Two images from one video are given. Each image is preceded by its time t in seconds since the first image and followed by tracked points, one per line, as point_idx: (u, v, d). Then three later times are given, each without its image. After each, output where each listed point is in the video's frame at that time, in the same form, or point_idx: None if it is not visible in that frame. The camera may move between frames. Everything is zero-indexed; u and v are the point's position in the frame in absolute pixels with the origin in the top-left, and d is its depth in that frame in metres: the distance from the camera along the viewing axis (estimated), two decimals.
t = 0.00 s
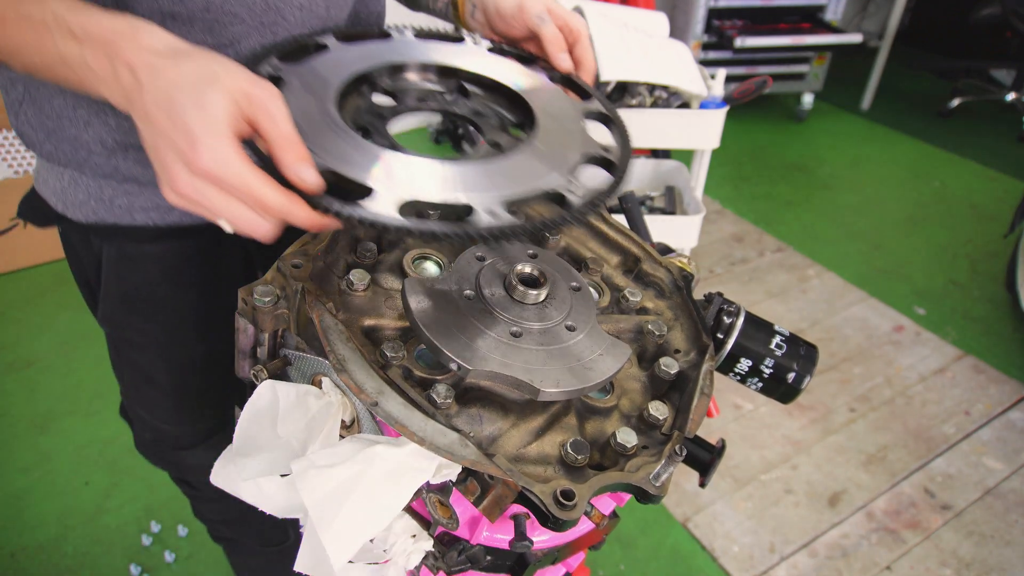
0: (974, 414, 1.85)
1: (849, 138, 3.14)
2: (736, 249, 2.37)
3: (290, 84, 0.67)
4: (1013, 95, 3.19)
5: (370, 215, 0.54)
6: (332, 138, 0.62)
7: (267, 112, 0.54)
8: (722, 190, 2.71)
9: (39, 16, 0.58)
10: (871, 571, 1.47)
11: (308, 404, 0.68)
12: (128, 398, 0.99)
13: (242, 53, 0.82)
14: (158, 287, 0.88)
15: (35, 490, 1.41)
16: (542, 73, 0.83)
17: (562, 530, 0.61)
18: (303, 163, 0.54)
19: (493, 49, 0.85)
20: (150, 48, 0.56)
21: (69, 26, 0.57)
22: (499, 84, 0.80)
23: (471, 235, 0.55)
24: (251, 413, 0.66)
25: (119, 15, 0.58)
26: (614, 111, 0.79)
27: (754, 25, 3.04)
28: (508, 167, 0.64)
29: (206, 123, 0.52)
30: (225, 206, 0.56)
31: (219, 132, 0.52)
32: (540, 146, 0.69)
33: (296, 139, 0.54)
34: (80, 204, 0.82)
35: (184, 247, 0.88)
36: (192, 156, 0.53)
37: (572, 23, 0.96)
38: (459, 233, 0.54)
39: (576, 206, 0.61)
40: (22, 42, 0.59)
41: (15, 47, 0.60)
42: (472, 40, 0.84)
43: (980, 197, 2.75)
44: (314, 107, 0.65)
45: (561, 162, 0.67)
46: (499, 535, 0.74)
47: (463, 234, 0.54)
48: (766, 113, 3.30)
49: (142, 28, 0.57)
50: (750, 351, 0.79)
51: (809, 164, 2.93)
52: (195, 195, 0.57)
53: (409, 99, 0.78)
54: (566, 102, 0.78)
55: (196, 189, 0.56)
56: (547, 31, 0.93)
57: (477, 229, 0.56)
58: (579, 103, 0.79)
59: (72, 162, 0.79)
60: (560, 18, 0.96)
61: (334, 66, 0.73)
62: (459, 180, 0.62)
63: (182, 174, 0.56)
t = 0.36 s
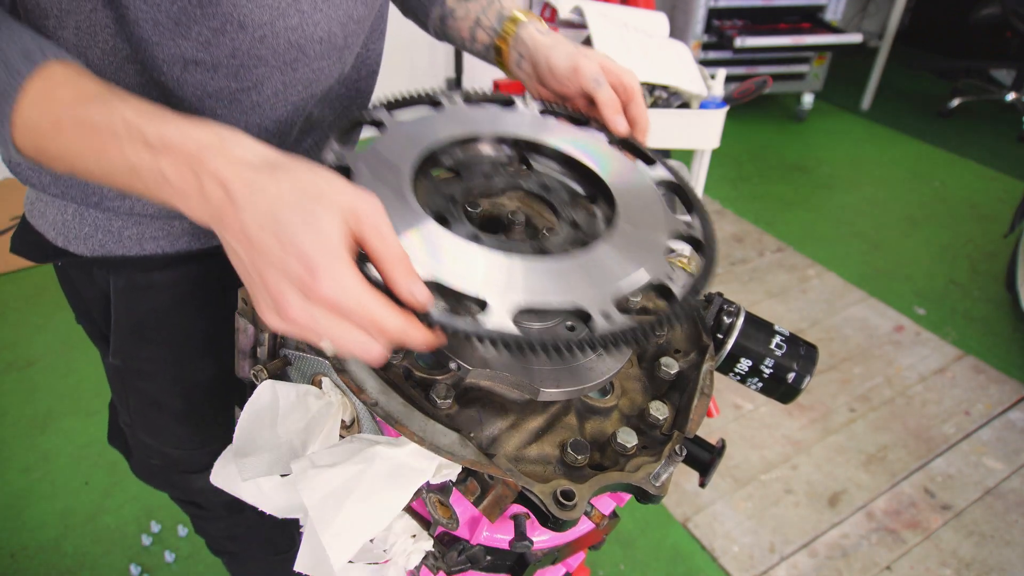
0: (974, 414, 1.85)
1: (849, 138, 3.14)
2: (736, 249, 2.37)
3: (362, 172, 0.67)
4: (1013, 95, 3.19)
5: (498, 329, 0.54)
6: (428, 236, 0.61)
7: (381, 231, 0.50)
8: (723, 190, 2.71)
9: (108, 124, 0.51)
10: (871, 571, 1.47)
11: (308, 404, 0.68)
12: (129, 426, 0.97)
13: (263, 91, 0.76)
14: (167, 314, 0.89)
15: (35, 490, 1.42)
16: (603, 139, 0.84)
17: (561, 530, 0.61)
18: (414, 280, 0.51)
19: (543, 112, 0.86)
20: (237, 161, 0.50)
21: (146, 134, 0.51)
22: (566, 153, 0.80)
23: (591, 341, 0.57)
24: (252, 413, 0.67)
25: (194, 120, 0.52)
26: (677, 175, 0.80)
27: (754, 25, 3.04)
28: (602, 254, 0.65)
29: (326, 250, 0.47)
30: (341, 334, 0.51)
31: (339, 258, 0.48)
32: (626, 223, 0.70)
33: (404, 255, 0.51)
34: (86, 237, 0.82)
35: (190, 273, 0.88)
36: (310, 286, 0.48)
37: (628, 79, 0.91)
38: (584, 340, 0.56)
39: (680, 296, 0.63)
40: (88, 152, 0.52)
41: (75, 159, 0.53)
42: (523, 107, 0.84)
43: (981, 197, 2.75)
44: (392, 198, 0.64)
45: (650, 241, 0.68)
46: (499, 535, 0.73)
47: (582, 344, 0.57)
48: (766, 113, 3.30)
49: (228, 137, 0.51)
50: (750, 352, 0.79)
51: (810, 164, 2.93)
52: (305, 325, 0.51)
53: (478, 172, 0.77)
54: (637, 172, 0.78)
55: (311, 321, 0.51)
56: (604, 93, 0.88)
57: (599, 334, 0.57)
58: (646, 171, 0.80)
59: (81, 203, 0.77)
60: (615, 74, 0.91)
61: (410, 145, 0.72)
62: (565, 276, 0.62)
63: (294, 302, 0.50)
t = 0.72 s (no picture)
0: (974, 414, 1.85)
1: (849, 138, 3.14)
2: (736, 249, 2.37)
3: (388, 233, 0.72)
4: (1013, 95, 3.19)
5: (526, 403, 0.60)
6: (460, 298, 0.67)
7: (413, 304, 0.54)
8: (723, 190, 2.71)
9: (140, 184, 0.51)
10: (871, 571, 1.47)
11: (308, 404, 0.69)
12: (129, 437, 0.96)
13: (268, 114, 0.75)
14: (167, 325, 0.90)
15: (35, 490, 1.41)
16: (619, 188, 0.89)
17: (562, 530, 0.61)
18: (441, 353, 0.56)
19: (561, 158, 0.92)
20: (270, 226, 0.52)
21: (174, 193, 0.51)
22: (586, 206, 0.86)
23: (616, 416, 0.61)
24: (251, 413, 0.67)
25: (224, 181, 0.53)
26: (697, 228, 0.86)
27: (754, 25, 3.04)
28: (625, 315, 0.71)
29: (366, 323, 0.50)
30: (371, 402, 0.54)
31: (377, 329, 0.51)
32: (644, 282, 0.77)
33: (433, 328, 0.56)
34: (83, 248, 0.81)
35: (188, 283, 0.89)
36: (347, 357, 0.51)
37: (647, 129, 0.98)
38: (606, 415, 0.61)
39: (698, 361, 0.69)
40: (115, 209, 0.52)
41: (86, 210, 0.52)
42: (542, 155, 0.91)
43: (981, 196, 2.75)
44: (416, 254, 0.71)
45: (665, 299, 0.74)
46: (499, 535, 0.73)
47: (610, 418, 0.61)
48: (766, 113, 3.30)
49: (263, 203, 0.53)
50: (750, 351, 0.79)
51: (810, 164, 2.93)
52: (337, 391, 0.54)
53: (498, 223, 0.85)
54: (659, 228, 0.84)
55: (344, 389, 0.53)
56: (627, 138, 0.93)
57: (622, 407, 0.62)
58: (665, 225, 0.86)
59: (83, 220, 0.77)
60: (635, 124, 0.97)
61: (433, 199, 0.79)
62: (592, 344, 0.67)
63: (328, 370, 0.52)
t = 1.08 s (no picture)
0: (974, 414, 1.85)
1: (849, 138, 3.14)
2: (737, 248, 2.37)
3: (387, 243, 0.72)
4: (1013, 95, 3.19)
5: (514, 413, 0.60)
6: (457, 312, 0.67)
7: (403, 311, 0.54)
8: (723, 190, 2.71)
9: (132, 185, 0.52)
10: (871, 571, 1.47)
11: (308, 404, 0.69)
12: (128, 442, 0.96)
13: (269, 122, 0.76)
14: (168, 331, 0.90)
15: (35, 490, 1.41)
16: (620, 205, 0.89)
17: (562, 530, 0.61)
18: (429, 361, 0.56)
19: (566, 173, 0.92)
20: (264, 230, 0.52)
21: (170, 197, 0.52)
22: (585, 219, 0.86)
23: (604, 429, 0.61)
24: (251, 413, 0.68)
25: (219, 185, 0.53)
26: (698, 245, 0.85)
27: (754, 25, 3.04)
28: (621, 328, 0.72)
29: (359, 327, 0.51)
30: (360, 406, 0.55)
31: (371, 336, 0.51)
32: (640, 294, 0.77)
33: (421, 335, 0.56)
34: (83, 255, 0.81)
35: (189, 290, 0.89)
36: (340, 360, 0.52)
37: (650, 145, 0.98)
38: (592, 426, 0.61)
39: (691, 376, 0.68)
40: (108, 209, 0.52)
41: (78, 211, 0.52)
42: (546, 168, 0.91)
43: (981, 196, 2.75)
44: (415, 266, 0.71)
45: (663, 315, 0.74)
46: (499, 535, 0.73)
47: (599, 430, 0.61)
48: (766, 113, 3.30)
49: (258, 206, 0.53)
50: (750, 351, 0.79)
51: (810, 164, 2.93)
52: (327, 395, 0.54)
53: (499, 235, 0.85)
54: (654, 241, 0.84)
55: (335, 392, 0.53)
56: (627, 159, 0.94)
57: (610, 421, 0.62)
58: (664, 240, 0.85)
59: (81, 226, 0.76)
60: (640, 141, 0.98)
61: (434, 211, 0.79)
62: (585, 359, 0.67)
63: (319, 373, 0.53)
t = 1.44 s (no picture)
0: (974, 413, 1.85)
1: (849, 138, 3.14)
2: (736, 248, 2.37)
3: (392, 240, 0.72)
4: (1014, 95, 3.19)
5: (502, 416, 0.61)
6: (459, 314, 0.67)
7: (396, 308, 0.55)
8: (723, 190, 2.71)
9: (126, 180, 0.51)
10: (871, 571, 1.47)
11: (308, 404, 0.70)
12: (126, 445, 0.96)
13: (267, 127, 0.76)
14: (167, 335, 0.90)
15: (34, 490, 1.41)
16: (623, 217, 0.89)
17: (562, 530, 0.61)
18: (420, 357, 0.57)
19: (574, 182, 0.92)
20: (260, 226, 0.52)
21: (164, 192, 0.52)
22: (587, 228, 0.86)
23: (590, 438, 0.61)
24: (251, 413, 0.68)
25: (214, 181, 0.53)
26: (699, 262, 0.84)
27: (754, 25, 3.04)
28: (618, 337, 0.72)
29: (354, 322, 0.51)
30: (352, 402, 0.54)
31: (366, 332, 0.52)
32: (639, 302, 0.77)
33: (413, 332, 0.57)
34: (79, 259, 0.80)
35: (187, 293, 0.89)
36: (334, 356, 0.51)
37: (661, 160, 0.98)
38: (579, 434, 0.61)
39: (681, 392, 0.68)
40: (100, 204, 0.52)
41: (72, 208, 0.52)
42: (555, 177, 0.92)
43: (981, 196, 2.75)
44: (418, 264, 0.71)
45: (664, 328, 0.74)
46: (499, 535, 0.73)
47: (585, 438, 0.61)
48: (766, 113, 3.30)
49: (253, 202, 0.53)
50: (750, 351, 0.79)
51: (810, 164, 2.93)
52: (320, 390, 0.53)
53: (501, 238, 0.85)
54: (651, 249, 0.85)
55: (328, 387, 0.53)
56: (637, 172, 0.93)
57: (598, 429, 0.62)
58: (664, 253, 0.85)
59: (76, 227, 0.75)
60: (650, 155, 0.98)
61: (438, 212, 0.79)
62: (581, 367, 0.67)
63: (313, 368, 0.52)
